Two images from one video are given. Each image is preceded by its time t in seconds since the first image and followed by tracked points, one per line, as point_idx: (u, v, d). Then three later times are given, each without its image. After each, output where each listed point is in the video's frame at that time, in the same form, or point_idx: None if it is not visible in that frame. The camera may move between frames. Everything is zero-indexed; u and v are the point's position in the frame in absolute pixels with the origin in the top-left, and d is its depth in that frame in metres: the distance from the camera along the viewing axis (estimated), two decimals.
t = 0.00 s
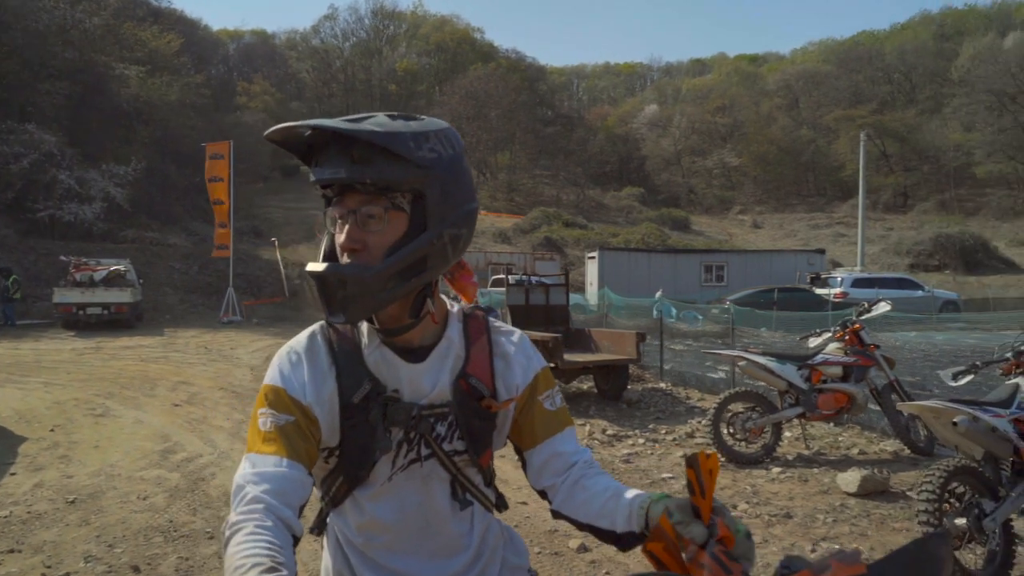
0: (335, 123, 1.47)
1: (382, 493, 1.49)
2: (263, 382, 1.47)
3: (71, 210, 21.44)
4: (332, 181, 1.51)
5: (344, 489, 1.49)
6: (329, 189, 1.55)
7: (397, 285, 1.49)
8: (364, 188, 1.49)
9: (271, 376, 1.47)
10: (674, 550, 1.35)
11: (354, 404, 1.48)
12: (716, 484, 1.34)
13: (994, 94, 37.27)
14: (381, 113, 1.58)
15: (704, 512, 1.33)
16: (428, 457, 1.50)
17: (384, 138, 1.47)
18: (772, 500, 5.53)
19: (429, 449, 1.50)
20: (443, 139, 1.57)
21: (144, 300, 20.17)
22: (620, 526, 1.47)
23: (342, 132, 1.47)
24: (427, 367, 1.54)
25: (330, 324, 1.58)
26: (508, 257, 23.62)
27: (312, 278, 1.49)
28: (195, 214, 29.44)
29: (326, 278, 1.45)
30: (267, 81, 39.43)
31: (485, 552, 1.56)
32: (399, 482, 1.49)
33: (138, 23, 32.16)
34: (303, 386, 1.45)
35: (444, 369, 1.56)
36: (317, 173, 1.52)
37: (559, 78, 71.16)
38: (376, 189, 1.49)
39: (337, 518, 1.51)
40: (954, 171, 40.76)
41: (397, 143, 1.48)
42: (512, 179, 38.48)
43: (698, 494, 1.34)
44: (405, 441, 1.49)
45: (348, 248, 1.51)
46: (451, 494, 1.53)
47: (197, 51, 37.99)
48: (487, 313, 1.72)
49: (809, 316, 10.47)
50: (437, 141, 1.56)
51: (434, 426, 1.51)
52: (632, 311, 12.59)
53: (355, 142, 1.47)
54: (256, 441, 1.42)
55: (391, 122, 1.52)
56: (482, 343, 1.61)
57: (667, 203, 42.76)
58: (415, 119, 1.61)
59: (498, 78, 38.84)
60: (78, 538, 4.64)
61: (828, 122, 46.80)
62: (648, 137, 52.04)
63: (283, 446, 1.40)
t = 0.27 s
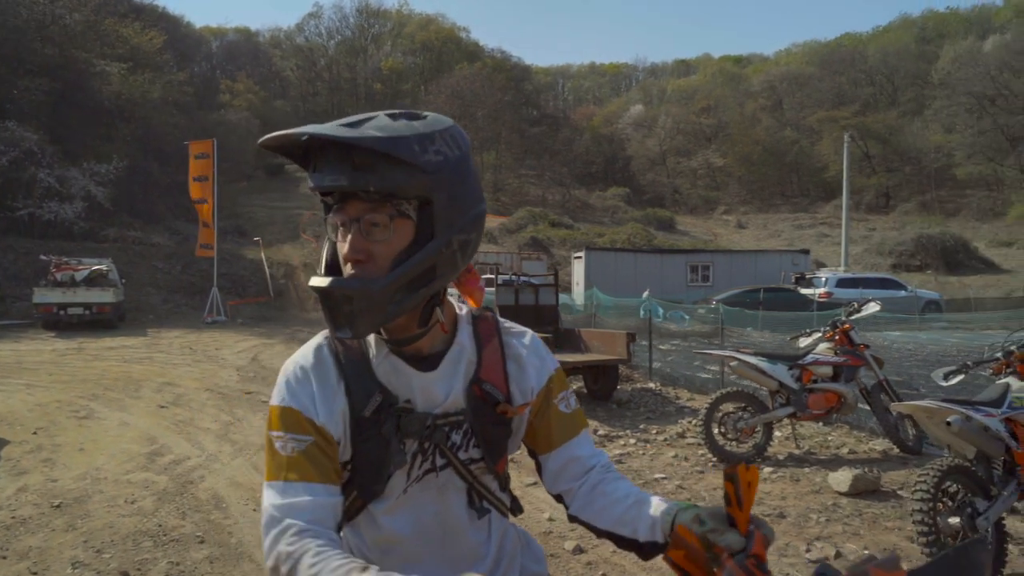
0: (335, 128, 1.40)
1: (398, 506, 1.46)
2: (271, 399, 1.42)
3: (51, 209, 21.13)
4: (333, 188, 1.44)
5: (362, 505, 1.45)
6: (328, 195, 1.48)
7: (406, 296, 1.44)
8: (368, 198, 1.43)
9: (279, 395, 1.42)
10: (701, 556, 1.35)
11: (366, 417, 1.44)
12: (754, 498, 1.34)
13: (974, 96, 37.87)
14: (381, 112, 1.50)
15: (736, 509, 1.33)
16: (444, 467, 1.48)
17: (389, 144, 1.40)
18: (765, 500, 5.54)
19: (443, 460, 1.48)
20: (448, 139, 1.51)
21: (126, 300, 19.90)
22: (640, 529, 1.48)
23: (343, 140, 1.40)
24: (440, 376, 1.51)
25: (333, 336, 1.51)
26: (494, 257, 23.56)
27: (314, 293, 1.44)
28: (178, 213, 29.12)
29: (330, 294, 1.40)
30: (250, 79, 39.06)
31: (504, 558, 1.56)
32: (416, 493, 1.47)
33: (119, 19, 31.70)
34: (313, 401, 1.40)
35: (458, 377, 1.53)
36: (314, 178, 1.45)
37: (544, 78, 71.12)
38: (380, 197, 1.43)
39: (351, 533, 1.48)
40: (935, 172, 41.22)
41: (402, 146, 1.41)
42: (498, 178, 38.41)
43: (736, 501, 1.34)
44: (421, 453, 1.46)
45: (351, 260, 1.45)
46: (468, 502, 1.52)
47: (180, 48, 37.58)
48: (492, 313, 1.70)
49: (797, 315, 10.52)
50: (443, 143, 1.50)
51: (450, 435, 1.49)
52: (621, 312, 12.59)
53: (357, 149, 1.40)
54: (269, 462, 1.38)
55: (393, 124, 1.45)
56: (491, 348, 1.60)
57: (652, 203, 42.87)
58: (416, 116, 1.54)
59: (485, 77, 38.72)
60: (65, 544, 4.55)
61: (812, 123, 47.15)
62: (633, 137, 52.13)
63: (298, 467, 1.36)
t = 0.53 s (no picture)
0: (345, 110, 1.36)
1: (419, 519, 1.42)
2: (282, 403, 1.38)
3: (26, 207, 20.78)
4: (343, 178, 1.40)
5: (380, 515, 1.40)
6: (336, 186, 1.44)
7: (421, 294, 1.40)
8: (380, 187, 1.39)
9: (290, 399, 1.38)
10: (754, 558, 1.31)
11: (384, 423, 1.38)
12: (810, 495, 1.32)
13: (950, 99, 39.13)
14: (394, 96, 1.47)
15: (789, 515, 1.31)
16: (466, 476, 1.44)
17: (404, 125, 1.35)
18: (755, 499, 5.53)
19: (465, 466, 1.44)
20: (464, 124, 1.47)
21: (104, 300, 19.57)
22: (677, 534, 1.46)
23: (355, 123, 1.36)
24: (460, 379, 1.47)
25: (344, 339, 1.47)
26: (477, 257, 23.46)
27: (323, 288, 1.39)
28: (157, 212, 28.73)
29: (340, 292, 1.36)
30: (231, 77, 38.61)
31: (528, 565, 1.52)
32: (437, 504, 1.42)
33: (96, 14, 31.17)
34: (329, 404, 1.36)
35: (480, 379, 1.49)
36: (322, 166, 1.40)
37: (527, 77, 71.10)
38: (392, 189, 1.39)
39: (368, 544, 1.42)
40: (913, 173, 41.76)
41: (416, 131, 1.37)
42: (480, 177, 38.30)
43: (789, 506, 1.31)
44: (443, 461, 1.41)
45: (361, 254, 1.41)
46: (490, 510, 1.48)
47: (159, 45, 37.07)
48: (511, 310, 1.66)
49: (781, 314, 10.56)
50: (458, 128, 1.46)
51: (473, 441, 1.44)
52: (607, 311, 12.56)
53: (371, 132, 1.35)
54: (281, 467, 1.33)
55: (407, 106, 1.41)
56: (513, 349, 1.55)
57: (634, 203, 43.00)
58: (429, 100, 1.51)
59: (468, 76, 38.59)
60: (44, 549, 4.42)
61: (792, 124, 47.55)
62: (615, 137, 52.27)
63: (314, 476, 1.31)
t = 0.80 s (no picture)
0: (343, 133, 1.28)
1: (431, 535, 1.43)
2: (283, 421, 1.36)
3: None
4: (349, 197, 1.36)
5: (391, 533, 1.40)
6: (343, 201, 1.40)
7: (438, 314, 1.39)
8: (388, 206, 1.36)
9: (290, 415, 1.36)
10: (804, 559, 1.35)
11: (395, 441, 1.38)
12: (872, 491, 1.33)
13: (925, 101, 39.90)
14: (399, 97, 1.39)
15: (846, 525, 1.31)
16: (479, 490, 1.46)
17: (414, 143, 1.29)
18: (742, 499, 5.54)
19: (480, 480, 1.45)
20: (479, 127, 1.42)
21: (78, 300, 19.19)
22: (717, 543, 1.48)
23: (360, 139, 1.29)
24: (474, 391, 1.47)
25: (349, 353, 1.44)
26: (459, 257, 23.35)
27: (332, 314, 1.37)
28: (134, 211, 28.29)
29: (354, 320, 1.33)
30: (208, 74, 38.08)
31: None
32: (449, 518, 1.44)
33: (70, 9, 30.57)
34: (335, 424, 1.35)
35: (496, 391, 1.50)
36: (324, 183, 1.35)
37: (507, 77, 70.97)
38: (403, 207, 1.36)
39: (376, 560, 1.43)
40: (888, 174, 42.33)
41: (427, 143, 1.32)
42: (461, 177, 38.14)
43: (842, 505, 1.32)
44: (456, 475, 1.43)
45: (373, 276, 1.39)
46: (503, 524, 1.49)
47: (135, 41, 36.48)
48: (524, 313, 1.66)
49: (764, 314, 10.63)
50: (472, 132, 1.41)
51: (488, 455, 1.45)
52: (591, 311, 12.53)
53: (377, 153, 1.29)
54: (284, 491, 1.32)
55: (416, 112, 1.35)
56: (530, 355, 1.56)
57: (615, 203, 43.08)
58: (437, 97, 1.44)
59: (449, 75, 38.42)
60: (17, 558, 4.29)
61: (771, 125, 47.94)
62: (596, 137, 52.34)
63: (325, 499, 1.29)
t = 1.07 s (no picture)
0: (333, 96, 1.23)
1: (421, 555, 1.36)
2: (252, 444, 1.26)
3: None
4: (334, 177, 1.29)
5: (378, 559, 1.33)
6: (326, 181, 1.34)
7: (433, 310, 1.33)
8: (377, 186, 1.30)
9: (260, 438, 1.27)
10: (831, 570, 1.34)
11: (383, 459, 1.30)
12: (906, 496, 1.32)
13: (901, 103, 40.39)
14: (388, 66, 1.33)
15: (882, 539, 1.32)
16: (476, 504, 1.40)
17: (408, 113, 1.24)
18: (726, 498, 5.50)
19: (476, 495, 1.39)
20: (476, 99, 1.37)
21: (51, 300, 18.82)
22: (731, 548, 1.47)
23: (349, 108, 1.24)
24: (467, 398, 1.40)
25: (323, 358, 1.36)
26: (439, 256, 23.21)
27: (315, 312, 1.29)
28: (108, 210, 27.80)
29: (339, 321, 1.26)
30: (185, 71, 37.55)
31: None
32: (442, 536, 1.38)
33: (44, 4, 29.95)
34: (313, 444, 1.26)
35: (490, 397, 1.43)
36: (305, 162, 1.29)
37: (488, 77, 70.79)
38: (393, 187, 1.31)
39: None
40: (865, 175, 42.81)
41: (422, 115, 1.26)
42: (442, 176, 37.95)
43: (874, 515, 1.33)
44: (450, 490, 1.36)
45: (360, 270, 1.32)
46: (500, 538, 1.44)
47: (110, 37, 35.88)
48: (514, 309, 1.60)
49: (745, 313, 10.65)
50: (469, 105, 1.36)
51: (483, 467, 1.39)
52: (572, 311, 12.46)
53: (365, 121, 1.23)
54: (252, 525, 1.22)
55: (410, 81, 1.29)
56: (524, 354, 1.50)
57: (596, 203, 43.13)
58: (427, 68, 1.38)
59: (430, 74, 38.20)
60: None
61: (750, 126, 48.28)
62: (577, 136, 52.38)
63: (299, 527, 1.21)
